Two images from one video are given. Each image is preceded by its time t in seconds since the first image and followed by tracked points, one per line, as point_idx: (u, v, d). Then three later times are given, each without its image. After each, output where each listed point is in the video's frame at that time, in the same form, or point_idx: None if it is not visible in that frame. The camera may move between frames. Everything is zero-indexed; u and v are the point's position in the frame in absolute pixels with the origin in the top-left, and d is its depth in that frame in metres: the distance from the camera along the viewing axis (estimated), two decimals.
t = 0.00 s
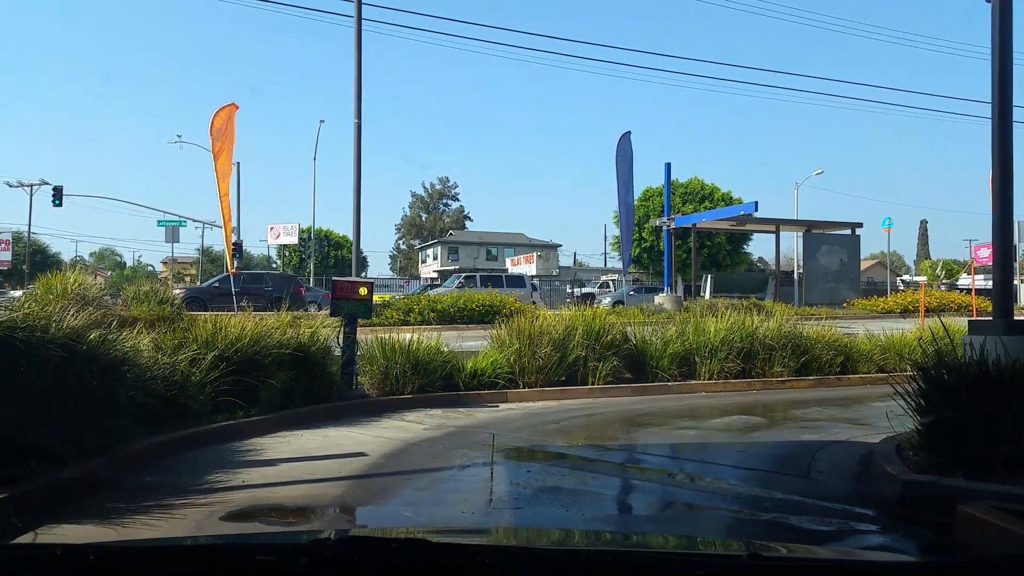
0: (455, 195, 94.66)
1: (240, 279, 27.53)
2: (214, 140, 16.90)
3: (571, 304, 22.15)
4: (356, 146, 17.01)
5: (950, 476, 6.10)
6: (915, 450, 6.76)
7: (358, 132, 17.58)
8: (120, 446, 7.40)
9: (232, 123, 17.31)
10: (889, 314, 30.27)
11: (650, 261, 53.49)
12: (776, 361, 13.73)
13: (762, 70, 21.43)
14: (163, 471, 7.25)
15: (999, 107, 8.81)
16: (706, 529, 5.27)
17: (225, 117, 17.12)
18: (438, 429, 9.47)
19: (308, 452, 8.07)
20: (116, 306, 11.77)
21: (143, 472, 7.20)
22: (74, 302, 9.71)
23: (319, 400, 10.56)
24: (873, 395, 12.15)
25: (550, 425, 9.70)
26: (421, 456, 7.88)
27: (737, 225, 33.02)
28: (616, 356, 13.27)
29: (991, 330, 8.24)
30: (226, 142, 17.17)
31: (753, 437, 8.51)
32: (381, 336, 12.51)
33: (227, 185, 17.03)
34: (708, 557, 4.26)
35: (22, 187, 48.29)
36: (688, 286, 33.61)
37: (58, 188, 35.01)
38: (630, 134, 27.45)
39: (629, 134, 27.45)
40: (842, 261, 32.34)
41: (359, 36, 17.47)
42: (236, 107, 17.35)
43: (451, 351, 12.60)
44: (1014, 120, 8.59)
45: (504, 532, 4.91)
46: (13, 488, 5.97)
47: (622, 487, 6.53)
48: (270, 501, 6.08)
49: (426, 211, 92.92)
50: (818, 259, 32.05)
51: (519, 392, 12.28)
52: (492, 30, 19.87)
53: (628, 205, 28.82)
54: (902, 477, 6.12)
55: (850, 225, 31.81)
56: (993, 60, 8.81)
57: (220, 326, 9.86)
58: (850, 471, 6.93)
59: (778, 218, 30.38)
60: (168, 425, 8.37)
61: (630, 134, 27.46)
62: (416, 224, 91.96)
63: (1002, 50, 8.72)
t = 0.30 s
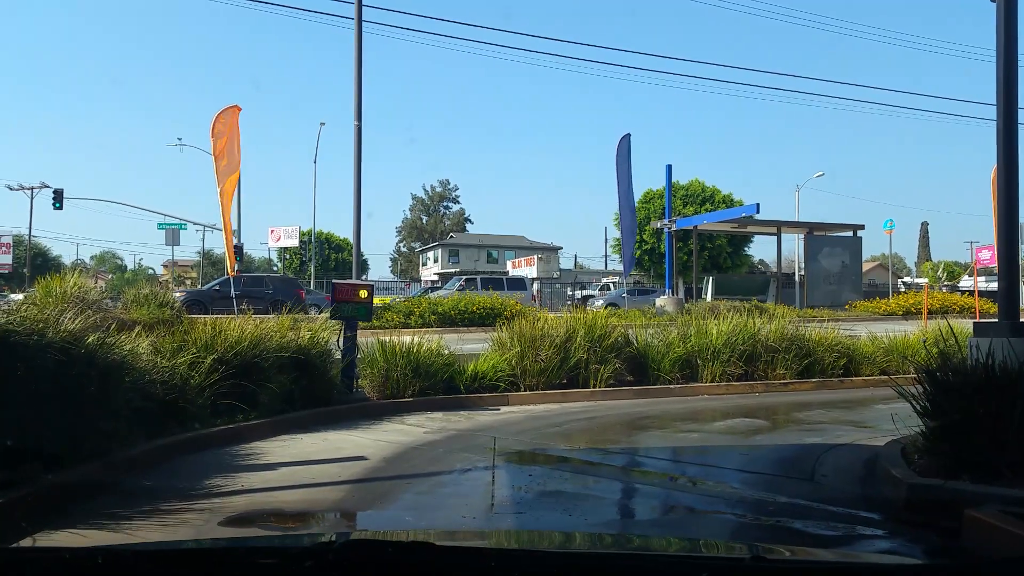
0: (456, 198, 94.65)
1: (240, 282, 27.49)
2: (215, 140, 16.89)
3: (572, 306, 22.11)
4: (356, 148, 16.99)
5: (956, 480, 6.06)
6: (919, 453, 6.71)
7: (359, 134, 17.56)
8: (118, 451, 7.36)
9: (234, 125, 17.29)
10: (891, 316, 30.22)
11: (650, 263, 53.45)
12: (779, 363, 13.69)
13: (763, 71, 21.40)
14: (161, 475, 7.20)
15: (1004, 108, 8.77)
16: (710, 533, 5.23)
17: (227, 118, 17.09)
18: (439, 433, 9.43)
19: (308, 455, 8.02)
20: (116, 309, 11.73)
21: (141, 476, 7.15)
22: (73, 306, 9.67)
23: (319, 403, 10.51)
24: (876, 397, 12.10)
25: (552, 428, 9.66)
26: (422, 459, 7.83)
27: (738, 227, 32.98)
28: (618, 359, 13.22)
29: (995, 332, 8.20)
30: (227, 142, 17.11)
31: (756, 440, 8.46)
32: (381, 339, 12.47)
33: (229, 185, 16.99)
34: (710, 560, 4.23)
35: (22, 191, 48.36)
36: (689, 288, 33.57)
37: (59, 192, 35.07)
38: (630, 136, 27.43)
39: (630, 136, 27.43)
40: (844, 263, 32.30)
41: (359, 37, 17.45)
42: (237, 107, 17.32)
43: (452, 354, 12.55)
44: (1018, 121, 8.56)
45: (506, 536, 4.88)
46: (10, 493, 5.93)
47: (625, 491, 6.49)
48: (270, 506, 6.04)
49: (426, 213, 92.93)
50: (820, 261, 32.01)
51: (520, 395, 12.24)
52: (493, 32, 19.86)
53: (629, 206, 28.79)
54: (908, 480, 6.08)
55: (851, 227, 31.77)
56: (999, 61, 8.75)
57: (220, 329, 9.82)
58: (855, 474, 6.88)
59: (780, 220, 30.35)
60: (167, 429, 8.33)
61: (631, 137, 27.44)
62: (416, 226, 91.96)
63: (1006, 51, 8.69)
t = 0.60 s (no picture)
0: (456, 198, 94.61)
1: (240, 283, 27.45)
2: (214, 142, 16.85)
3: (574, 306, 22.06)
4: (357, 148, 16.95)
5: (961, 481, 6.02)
6: (924, 453, 6.67)
7: (358, 134, 17.53)
8: (115, 453, 7.32)
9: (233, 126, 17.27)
10: (892, 315, 30.17)
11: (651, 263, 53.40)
12: (781, 363, 13.65)
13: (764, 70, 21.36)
14: (158, 477, 7.16)
15: (1008, 106, 8.72)
16: (712, 534, 5.19)
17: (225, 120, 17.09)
18: (440, 434, 9.38)
19: (307, 457, 7.98)
20: (114, 310, 11.68)
21: (138, 478, 7.11)
22: (71, 306, 9.64)
23: (319, 404, 10.47)
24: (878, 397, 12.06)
25: (553, 429, 9.62)
26: (422, 461, 7.79)
27: (739, 226, 32.94)
28: (619, 359, 13.18)
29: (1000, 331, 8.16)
30: (225, 144, 17.07)
31: (758, 440, 8.41)
32: (381, 340, 12.42)
33: (228, 189, 16.96)
34: (709, 558, 4.21)
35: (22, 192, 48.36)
36: (690, 288, 33.52)
37: (59, 193, 35.10)
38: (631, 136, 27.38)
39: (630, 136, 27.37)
40: (846, 262, 32.26)
41: (359, 37, 17.41)
42: (235, 109, 17.31)
43: (453, 354, 12.51)
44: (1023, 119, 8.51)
45: (507, 534, 4.86)
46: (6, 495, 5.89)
47: (626, 492, 6.45)
48: (269, 508, 6.00)
49: (427, 214, 92.89)
50: (821, 260, 31.96)
51: (521, 395, 12.19)
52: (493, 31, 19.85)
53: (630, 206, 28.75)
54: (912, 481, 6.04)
55: (852, 226, 31.72)
56: (1003, 59, 8.71)
57: (218, 330, 9.78)
58: (859, 474, 6.84)
59: (781, 220, 30.30)
60: (165, 430, 8.29)
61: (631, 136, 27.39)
62: (416, 227, 91.90)
63: (1011, 49, 8.64)
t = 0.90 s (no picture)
0: (455, 196, 94.48)
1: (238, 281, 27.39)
2: (211, 142, 16.81)
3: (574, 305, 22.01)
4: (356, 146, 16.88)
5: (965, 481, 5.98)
6: (927, 453, 6.64)
7: (357, 132, 17.47)
8: (110, 452, 7.27)
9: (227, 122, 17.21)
10: (893, 314, 30.13)
11: (651, 262, 53.33)
12: (781, 363, 13.60)
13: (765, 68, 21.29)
14: (154, 476, 7.11)
15: (1014, 104, 8.67)
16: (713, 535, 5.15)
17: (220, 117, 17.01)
18: (439, 433, 9.34)
19: (305, 456, 7.92)
20: (112, 308, 11.62)
21: (134, 477, 7.06)
22: (67, 304, 9.59)
23: (317, 403, 10.42)
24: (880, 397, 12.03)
25: (553, 428, 9.57)
26: (421, 460, 7.74)
27: (739, 225, 32.88)
28: (619, 358, 13.12)
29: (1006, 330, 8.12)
30: (223, 145, 17.02)
31: (760, 440, 8.37)
32: (380, 338, 12.38)
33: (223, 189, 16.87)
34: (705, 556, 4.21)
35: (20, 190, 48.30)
36: (690, 287, 33.46)
37: (59, 189, 35.10)
38: (631, 134, 27.32)
39: (630, 134, 27.32)
40: (846, 261, 32.21)
41: (358, 34, 17.34)
42: (230, 105, 17.23)
43: (452, 353, 12.45)
44: None
45: (506, 532, 4.84)
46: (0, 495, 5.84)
47: (626, 492, 6.41)
48: (266, 508, 5.95)
49: (427, 212, 92.79)
50: (822, 259, 31.91)
51: (520, 394, 12.14)
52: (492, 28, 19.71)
53: (630, 204, 28.68)
54: (917, 482, 5.99)
55: (852, 225, 31.66)
56: (1007, 57, 8.65)
57: (215, 328, 9.72)
58: (861, 475, 6.79)
59: (781, 219, 30.26)
60: (161, 429, 8.25)
61: (632, 135, 27.33)
62: (416, 225, 91.82)
63: (1017, 47, 8.58)
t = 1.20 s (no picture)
0: (455, 197, 94.42)
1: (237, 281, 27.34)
2: (210, 140, 16.76)
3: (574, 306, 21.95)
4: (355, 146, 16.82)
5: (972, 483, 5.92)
6: (932, 455, 6.58)
7: (356, 132, 17.41)
8: (106, 454, 7.21)
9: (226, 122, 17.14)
10: (894, 314, 30.08)
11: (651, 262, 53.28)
12: (783, 363, 13.54)
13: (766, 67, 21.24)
14: (150, 479, 7.03)
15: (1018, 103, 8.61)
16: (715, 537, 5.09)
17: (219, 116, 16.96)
18: (438, 434, 9.28)
19: (303, 459, 7.86)
20: (110, 309, 11.56)
21: (129, 481, 6.98)
22: (63, 305, 9.53)
23: (315, 405, 10.35)
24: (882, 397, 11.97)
25: (553, 430, 9.50)
26: (421, 463, 7.67)
27: (740, 225, 32.83)
28: (619, 359, 13.06)
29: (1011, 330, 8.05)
30: (221, 143, 16.95)
31: (763, 441, 8.31)
32: (378, 338, 12.32)
33: (221, 187, 16.77)
34: (706, 558, 4.17)
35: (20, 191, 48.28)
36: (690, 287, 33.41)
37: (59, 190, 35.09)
38: (631, 134, 27.27)
39: (630, 134, 27.27)
40: (847, 261, 32.16)
41: (357, 34, 17.29)
42: (229, 105, 17.18)
43: (452, 354, 12.38)
44: None
45: (506, 534, 4.79)
46: None
47: (627, 495, 6.35)
48: (263, 511, 5.89)
49: (427, 212, 92.72)
50: (822, 259, 31.86)
51: (520, 395, 12.08)
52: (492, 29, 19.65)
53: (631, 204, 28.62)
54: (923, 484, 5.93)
55: (853, 225, 31.61)
56: (1011, 55, 8.61)
57: (212, 329, 9.66)
58: (866, 477, 6.72)
59: (781, 218, 30.20)
60: (157, 430, 8.19)
61: (632, 134, 27.28)
62: (416, 225, 91.77)
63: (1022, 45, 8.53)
